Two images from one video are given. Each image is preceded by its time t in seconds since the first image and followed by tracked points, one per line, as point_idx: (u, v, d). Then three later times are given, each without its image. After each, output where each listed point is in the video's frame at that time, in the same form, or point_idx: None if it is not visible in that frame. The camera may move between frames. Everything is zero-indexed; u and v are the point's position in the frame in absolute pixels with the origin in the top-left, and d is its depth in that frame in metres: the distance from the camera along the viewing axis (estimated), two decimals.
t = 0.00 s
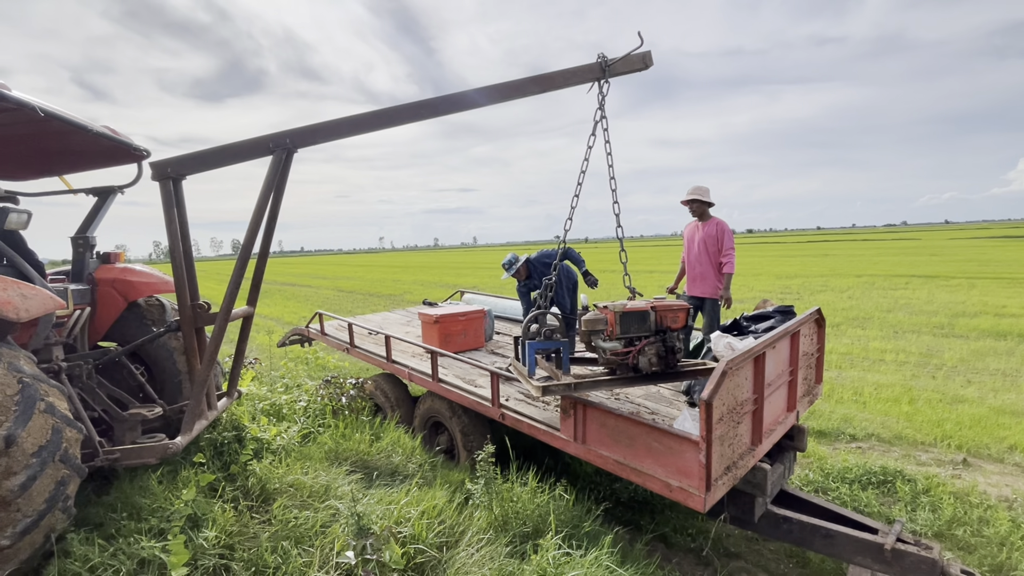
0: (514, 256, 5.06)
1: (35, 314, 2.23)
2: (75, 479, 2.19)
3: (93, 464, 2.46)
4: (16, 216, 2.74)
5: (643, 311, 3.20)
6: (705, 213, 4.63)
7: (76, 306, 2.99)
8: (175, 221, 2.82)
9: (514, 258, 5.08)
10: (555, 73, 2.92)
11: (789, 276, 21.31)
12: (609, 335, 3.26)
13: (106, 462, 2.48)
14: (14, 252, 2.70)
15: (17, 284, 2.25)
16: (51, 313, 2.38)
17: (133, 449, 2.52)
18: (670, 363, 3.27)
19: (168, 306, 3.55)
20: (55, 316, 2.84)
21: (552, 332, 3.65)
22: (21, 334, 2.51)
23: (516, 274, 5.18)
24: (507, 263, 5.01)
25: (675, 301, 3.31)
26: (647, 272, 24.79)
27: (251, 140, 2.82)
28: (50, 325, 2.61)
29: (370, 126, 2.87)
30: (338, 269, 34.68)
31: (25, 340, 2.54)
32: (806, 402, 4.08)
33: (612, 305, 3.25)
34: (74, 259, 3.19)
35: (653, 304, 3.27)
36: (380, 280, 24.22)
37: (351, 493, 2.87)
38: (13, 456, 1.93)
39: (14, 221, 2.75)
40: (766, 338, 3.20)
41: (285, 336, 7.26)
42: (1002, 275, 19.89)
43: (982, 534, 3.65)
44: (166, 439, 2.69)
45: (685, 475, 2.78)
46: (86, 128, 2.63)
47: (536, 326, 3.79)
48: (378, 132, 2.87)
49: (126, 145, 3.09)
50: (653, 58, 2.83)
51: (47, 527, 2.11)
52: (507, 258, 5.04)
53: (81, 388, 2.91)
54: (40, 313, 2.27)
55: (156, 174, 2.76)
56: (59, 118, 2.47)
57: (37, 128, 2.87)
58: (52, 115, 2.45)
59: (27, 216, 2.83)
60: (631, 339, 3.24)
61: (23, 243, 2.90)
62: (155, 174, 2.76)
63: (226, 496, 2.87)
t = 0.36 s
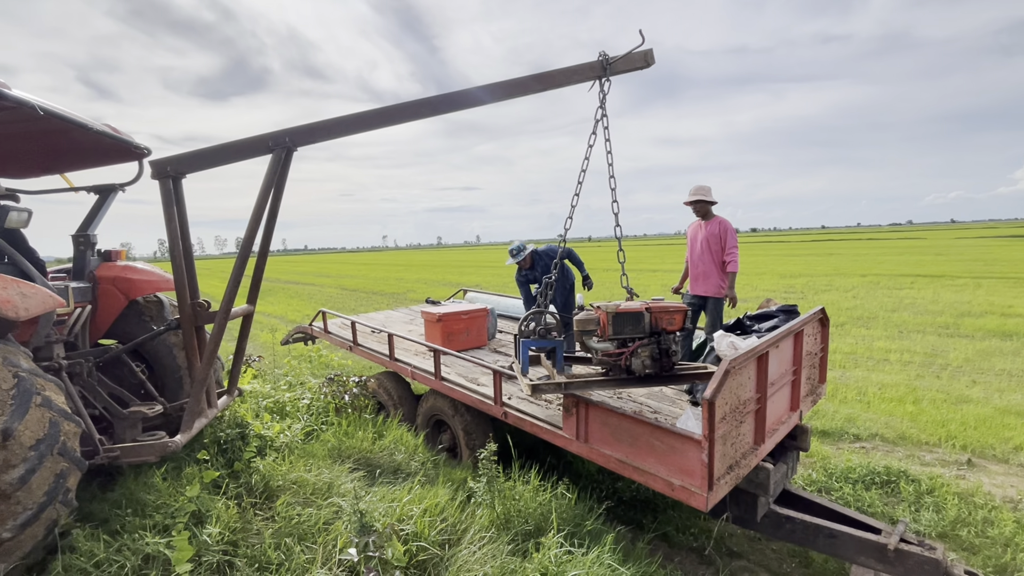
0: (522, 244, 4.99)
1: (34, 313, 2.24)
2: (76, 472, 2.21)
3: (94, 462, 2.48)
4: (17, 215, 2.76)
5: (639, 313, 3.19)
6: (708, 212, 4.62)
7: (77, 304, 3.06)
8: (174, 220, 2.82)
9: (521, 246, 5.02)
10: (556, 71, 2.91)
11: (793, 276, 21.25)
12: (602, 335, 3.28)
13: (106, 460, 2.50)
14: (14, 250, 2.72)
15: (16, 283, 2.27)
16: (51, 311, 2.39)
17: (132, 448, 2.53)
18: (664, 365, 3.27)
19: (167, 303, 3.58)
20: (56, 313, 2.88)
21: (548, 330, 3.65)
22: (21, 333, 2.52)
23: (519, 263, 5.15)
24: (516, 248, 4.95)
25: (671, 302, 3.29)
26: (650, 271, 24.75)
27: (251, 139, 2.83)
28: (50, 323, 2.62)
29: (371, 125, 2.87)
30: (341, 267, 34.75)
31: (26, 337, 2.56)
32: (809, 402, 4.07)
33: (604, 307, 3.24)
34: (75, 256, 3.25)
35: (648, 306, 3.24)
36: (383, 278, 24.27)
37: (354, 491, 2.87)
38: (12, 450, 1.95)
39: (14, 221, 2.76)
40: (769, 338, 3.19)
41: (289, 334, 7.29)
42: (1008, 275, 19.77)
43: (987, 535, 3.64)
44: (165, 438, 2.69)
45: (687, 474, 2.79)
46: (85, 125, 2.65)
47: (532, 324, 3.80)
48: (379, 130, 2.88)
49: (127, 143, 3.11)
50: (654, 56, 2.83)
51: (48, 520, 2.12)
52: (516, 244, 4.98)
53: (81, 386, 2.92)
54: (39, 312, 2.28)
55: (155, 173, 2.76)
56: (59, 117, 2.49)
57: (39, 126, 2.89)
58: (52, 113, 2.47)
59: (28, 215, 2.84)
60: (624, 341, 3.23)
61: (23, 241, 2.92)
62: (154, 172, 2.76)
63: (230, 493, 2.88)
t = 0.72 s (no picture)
0: (533, 230, 5.00)
1: (27, 311, 2.26)
2: (68, 461, 2.21)
3: (88, 460, 2.48)
4: (12, 212, 2.76)
5: (633, 312, 3.08)
6: (712, 210, 4.60)
7: (74, 300, 3.04)
8: (169, 215, 2.83)
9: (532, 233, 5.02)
10: (554, 68, 2.90)
11: (796, 275, 21.18)
12: (596, 333, 3.23)
13: (100, 457, 2.50)
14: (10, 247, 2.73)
15: (9, 281, 2.28)
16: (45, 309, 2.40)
17: (127, 445, 2.54)
18: (660, 366, 3.17)
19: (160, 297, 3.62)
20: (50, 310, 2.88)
21: (545, 326, 3.66)
22: (18, 330, 2.55)
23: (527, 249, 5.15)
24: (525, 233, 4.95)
25: (668, 302, 3.16)
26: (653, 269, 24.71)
27: (246, 135, 2.83)
28: (46, 320, 2.64)
29: (367, 121, 2.87)
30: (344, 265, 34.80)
31: (21, 335, 2.56)
32: (812, 401, 4.05)
33: (598, 304, 3.17)
34: (72, 253, 3.25)
35: (644, 305, 3.13)
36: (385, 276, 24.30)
37: (356, 487, 2.87)
38: None
39: (9, 219, 2.76)
40: (772, 337, 3.18)
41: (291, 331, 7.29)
42: (1013, 275, 19.68)
43: (990, 535, 3.62)
44: (162, 435, 2.72)
45: (690, 472, 2.79)
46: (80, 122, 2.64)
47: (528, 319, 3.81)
48: (375, 127, 2.87)
49: (123, 139, 3.12)
50: (654, 52, 2.80)
51: (45, 508, 2.13)
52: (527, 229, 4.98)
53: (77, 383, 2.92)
54: (32, 310, 2.29)
55: (150, 169, 2.79)
56: (53, 113, 2.48)
57: (35, 121, 2.90)
58: (45, 109, 2.46)
59: (22, 212, 2.84)
60: (617, 340, 3.15)
61: (19, 237, 2.97)
62: (149, 168, 2.79)
63: (233, 489, 2.89)
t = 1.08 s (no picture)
0: (548, 221, 5.00)
1: (14, 309, 2.28)
2: (56, 445, 2.22)
3: (80, 456, 2.50)
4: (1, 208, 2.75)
5: (629, 312, 3.08)
6: (718, 209, 4.58)
7: (65, 297, 3.03)
8: (160, 211, 2.85)
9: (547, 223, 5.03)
10: (551, 63, 2.89)
11: (801, 274, 21.10)
12: (593, 333, 3.24)
13: (92, 454, 2.52)
14: None
15: None
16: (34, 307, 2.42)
17: (119, 441, 2.55)
18: (658, 365, 3.11)
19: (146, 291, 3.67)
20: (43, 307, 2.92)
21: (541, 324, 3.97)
22: (8, 327, 2.60)
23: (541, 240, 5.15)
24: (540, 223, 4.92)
25: (665, 302, 3.15)
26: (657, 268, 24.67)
27: (237, 131, 2.83)
28: (37, 317, 2.69)
29: (361, 116, 2.86)
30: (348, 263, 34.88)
31: (13, 332, 2.62)
32: (817, 401, 4.03)
33: (596, 304, 3.17)
34: (64, 249, 3.23)
35: (640, 305, 3.12)
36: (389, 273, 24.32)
37: (360, 484, 2.87)
38: None
39: None
40: (778, 336, 3.17)
41: (297, 328, 7.31)
42: (1021, 275, 19.54)
43: (997, 537, 3.60)
44: (155, 432, 2.74)
45: (694, 471, 2.78)
46: (70, 116, 2.69)
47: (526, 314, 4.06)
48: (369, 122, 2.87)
49: (116, 135, 3.13)
50: (653, 47, 2.78)
51: (36, 492, 2.14)
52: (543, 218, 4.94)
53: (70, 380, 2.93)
54: (20, 308, 2.31)
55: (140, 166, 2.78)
56: (40, 108, 2.54)
57: (27, 116, 2.91)
58: (32, 105, 2.52)
59: (12, 208, 2.84)
60: (614, 339, 3.15)
61: (10, 232, 3.01)
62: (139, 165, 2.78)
63: (238, 485, 2.89)
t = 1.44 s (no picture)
0: (571, 212, 4.91)
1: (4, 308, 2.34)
2: (43, 428, 2.25)
3: (73, 455, 2.53)
4: None
5: (630, 309, 3.09)
6: (724, 208, 4.54)
7: (60, 293, 3.13)
8: (152, 210, 2.88)
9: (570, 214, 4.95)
10: (546, 58, 2.87)
11: (809, 274, 20.96)
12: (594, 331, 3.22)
13: (85, 452, 2.56)
14: None
15: None
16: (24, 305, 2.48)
17: (112, 440, 2.59)
18: (658, 362, 3.15)
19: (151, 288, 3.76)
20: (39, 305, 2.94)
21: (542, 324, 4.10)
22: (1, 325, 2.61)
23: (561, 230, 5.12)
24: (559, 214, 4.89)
25: (664, 299, 3.15)
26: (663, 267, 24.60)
27: (227, 128, 2.86)
28: (30, 316, 2.70)
29: (353, 112, 2.86)
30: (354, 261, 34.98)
31: (7, 329, 2.63)
32: (825, 402, 4.01)
33: (595, 302, 3.15)
34: (59, 245, 3.32)
35: (640, 302, 3.12)
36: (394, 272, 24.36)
37: (366, 481, 2.88)
38: None
39: None
40: (786, 336, 3.15)
41: (304, 325, 7.35)
42: None
43: (1006, 540, 3.56)
44: (149, 430, 2.76)
45: (700, 471, 2.77)
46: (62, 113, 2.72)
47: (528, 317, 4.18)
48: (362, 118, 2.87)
49: (111, 131, 3.19)
50: (651, 42, 2.77)
51: (26, 474, 2.17)
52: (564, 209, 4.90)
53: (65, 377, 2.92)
54: (9, 307, 2.37)
55: (131, 162, 2.84)
56: (30, 105, 2.55)
57: (22, 113, 2.96)
58: (23, 101, 2.54)
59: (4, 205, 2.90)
60: (614, 337, 3.14)
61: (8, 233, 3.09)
62: (130, 161, 2.84)
63: (245, 481, 2.91)
